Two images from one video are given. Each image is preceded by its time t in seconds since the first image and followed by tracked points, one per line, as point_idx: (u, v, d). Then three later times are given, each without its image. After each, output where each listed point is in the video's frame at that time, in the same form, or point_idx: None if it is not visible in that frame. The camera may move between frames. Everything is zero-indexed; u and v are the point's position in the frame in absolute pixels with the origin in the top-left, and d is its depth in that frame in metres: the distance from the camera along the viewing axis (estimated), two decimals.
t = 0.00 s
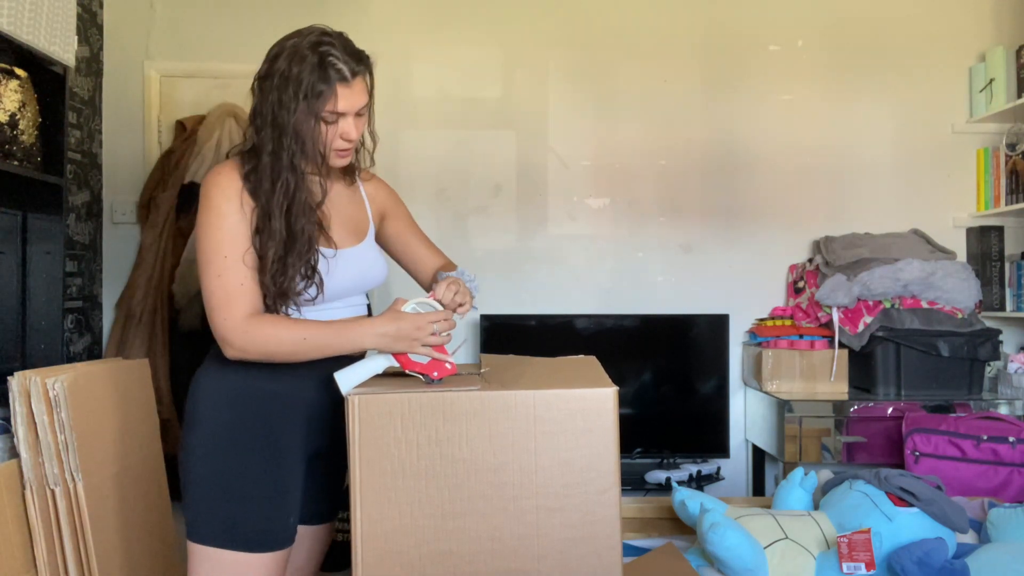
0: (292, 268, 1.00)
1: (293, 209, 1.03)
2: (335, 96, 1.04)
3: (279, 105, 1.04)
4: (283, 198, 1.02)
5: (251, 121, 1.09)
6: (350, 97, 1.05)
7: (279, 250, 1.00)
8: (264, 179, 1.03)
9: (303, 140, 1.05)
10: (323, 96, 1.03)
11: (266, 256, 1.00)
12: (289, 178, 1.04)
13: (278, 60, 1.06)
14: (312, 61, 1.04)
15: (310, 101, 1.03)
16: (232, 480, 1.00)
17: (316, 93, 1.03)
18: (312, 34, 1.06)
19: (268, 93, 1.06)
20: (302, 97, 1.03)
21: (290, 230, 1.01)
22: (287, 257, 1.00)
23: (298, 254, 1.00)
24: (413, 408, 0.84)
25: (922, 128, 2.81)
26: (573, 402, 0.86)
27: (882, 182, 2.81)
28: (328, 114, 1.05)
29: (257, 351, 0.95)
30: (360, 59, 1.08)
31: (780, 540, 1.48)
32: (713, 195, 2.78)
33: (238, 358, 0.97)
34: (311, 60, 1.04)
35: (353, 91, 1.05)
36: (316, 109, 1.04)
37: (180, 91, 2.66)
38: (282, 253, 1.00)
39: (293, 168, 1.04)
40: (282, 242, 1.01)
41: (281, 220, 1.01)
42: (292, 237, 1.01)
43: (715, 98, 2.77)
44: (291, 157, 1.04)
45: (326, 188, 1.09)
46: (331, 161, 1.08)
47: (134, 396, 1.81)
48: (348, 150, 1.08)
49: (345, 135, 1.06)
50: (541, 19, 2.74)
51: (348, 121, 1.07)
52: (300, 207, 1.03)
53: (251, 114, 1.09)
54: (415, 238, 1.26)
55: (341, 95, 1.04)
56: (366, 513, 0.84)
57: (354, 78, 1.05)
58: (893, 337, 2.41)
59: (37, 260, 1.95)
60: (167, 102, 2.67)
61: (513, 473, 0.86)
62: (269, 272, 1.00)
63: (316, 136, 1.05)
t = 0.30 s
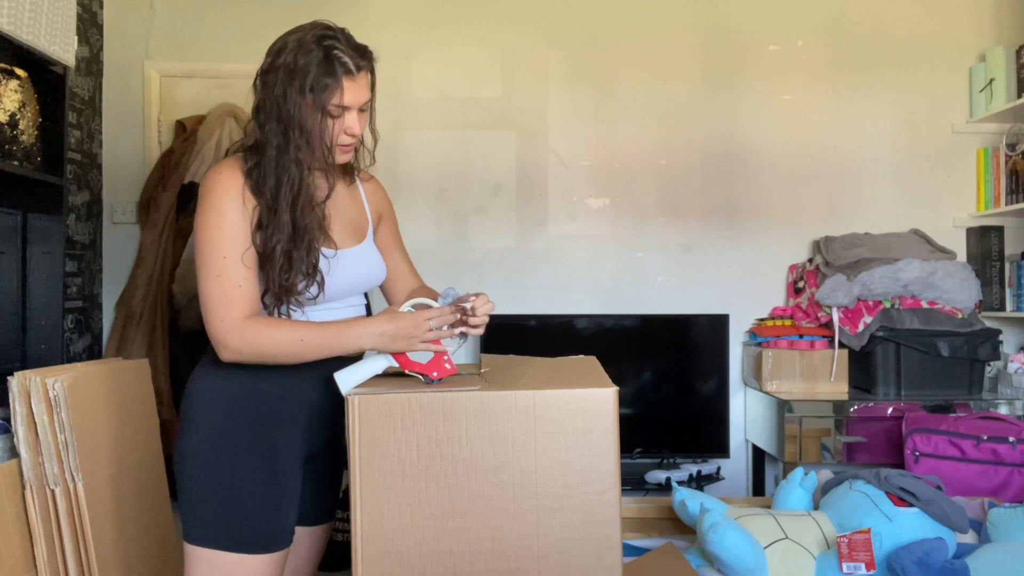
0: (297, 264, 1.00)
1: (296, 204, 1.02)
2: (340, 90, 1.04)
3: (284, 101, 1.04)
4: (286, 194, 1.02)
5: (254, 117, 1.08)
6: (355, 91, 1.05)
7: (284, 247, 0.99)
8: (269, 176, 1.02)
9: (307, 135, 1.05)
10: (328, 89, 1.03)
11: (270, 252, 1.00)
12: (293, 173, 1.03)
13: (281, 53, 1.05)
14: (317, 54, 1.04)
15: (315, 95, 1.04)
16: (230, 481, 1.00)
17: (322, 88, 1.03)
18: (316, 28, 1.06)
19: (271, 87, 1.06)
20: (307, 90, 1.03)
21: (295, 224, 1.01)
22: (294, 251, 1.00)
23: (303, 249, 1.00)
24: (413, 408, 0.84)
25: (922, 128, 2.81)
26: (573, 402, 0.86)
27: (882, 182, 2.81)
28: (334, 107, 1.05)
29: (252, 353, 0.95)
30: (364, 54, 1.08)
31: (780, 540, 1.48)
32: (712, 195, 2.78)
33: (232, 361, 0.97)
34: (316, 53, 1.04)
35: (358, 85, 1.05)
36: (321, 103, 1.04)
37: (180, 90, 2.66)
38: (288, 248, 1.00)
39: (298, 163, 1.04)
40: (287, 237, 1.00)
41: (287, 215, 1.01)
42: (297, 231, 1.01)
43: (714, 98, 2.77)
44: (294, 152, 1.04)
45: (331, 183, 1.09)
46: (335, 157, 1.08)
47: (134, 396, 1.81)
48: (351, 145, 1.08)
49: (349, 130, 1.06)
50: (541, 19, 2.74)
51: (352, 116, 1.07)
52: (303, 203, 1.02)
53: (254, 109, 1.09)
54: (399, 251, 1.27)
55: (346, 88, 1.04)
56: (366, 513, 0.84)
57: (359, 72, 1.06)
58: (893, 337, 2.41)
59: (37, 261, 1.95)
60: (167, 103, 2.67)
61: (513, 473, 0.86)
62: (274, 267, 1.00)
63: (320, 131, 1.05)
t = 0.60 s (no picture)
0: (297, 259, 0.99)
1: (296, 199, 1.01)
2: (344, 83, 1.04)
3: (285, 92, 1.02)
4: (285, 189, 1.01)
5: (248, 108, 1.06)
6: (355, 85, 1.05)
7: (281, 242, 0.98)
8: (267, 170, 1.01)
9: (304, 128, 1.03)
10: (330, 82, 1.02)
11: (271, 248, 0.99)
12: (294, 167, 1.02)
13: (281, 43, 1.03)
14: (320, 46, 1.02)
15: (318, 87, 1.02)
16: (226, 483, 0.99)
17: (326, 80, 1.02)
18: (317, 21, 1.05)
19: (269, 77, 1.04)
20: (309, 82, 1.02)
21: (297, 219, 1.00)
22: (297, 246, 0.99)
23: (305, 244, 0.99)
24: (413, 407, 0.84)
25: (922, 128, 2.81)
26: (572, 401, 0.86)
27: (882, 182, 2.81)
28: (336, 101, 1.04)
29: (229, 357, 0.94)
30: (364, 49, 1.08)
31: (780, 540, 1.48)
32: (712, 196, 2.78)
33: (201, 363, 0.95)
34: (319, 45, 1.03)
35: (359, 80, 1.05)
36: (325, 96, 1.03)
37: (181, 90, 2.66)
38: (290, 243, 0.99)
39: (298, 156, 1.03)
40: (289, 232, 0.99)
41: (289, 210, 1.00)
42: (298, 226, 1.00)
43: (714, 98, 2.78)
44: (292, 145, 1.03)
45: (329, 178, 1.08)
46: (333, 151, 1.08)
47: (134, 396, 1.81)
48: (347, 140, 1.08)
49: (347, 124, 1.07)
50: (541, 19, 2.74)
51: (351, 110, 1.07)
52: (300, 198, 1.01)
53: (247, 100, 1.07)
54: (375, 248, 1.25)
55: (349, 83, 1.04)
56: (366, 513, 0.84)
57: (360, 67, 1.06)
58: (893, 337, 2.41)
59: (37, 261, 1.95)
60: (167, 103, 2.67)
61: (513, 472, 0.86)
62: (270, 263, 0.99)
63: (317, 124, 1.05)
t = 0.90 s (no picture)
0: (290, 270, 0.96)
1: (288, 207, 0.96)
2: (344, 90, 0.99)
3: (282, 94, 0.96)
4: (277, 197, 0.96)
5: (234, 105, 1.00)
6: (353, 91, 1.01)
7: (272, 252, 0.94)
8: (259, 174, 0.95)
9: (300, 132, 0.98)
10: (331, 87, 0.98)
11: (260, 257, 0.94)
12: (288, 173, 0.97)
13: (277, 40, 0.98)
14: (321, 49, 0.97)
15: (318, 92, 0.97)
16: (218, 491, 0.95)
17: (327, 86, 0.97)
18: (315, 20, 1.00)
19: (263, 75, 0.97)
20: (308, 86, 0.97)
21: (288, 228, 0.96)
22: (288, 257, 0.95)
23: (297, 254, 0.96)
24: (413, 407, 0.84)
25: (922, 129, 2.81)
26: (572, 401, 0.86)
27: (882, 182, 2.81)
28: (334, 107, 1.00)
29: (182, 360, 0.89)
30: (362, 53, 1.04)
31: (780, 540, 1.48)
32: (713, 196, 2.78)
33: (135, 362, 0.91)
34: (320, 47, 0.97)
35: (358, 87, 1.01)
36: (324, 102, 0.98)
37: (181, 91, 2.66)
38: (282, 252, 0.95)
39: (293, 162, 0.98)
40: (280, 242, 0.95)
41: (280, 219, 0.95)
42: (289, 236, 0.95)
43: (714, 98, 2.78)
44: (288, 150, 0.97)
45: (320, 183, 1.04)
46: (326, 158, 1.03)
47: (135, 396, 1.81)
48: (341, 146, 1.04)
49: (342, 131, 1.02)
50: (541, 19, 2.74)
51: (347, 116, 1.03)
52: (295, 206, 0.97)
53: (234, 96, 1.00)
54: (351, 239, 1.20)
55: (349, 89, 1.00)
56: (366, 512, 0.84)
57: (360, 73, 1.01)
58: (893, 337, 2.41)
59: (38, 260, 1.95)
60: (167, 103, 2.67)
61: (513, 472, 0.86)
62: (259, 271, 0.95)
63: (312, 129, 1.00)
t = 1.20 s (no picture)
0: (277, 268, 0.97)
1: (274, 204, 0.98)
2: (331, 85, 1.00)
3: (270, 89, 0.96)
4: (262, 194, 0.97)
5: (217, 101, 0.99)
6: (338, 87, 1.02)
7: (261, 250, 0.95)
8: (245, 171, 0.96)
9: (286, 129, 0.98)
10: (316, 83, 0.98)
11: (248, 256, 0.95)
12: (275, 171, 0.98)
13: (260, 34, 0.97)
14: (306, 44, 0.97)
15: (304, 88, 0.97)
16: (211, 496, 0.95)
17: (315, 82, 0.98)
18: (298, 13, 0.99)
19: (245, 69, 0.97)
20: (293, 82, 0.97)
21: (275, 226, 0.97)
22: (277, 254, 0.97)
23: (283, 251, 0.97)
24: (413, 407, 0.84)
25: (922, 129, 2.81)
26: (572, 401, 0.86)
27: (882, 182, 2.81)
28: (322, 102, 1.00)
29: (245, 361, 0.92)
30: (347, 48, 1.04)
31: (781, 540, 1.48)
32: (713, 196, 2.78)
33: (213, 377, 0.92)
34: (304, 42, 0.97)
35: (341, 83, 1.01)
36: (312, 98, 0.98)
37: (181, 91, 2.66)
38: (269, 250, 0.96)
39: (280, 159, 0.98)
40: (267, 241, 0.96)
41: (268, 217, 0.97)
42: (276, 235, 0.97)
43: (715, 98, 2.78)
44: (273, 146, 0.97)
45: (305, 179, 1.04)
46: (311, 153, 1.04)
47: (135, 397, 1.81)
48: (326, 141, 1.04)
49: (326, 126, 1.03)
50: (541, 19, 2.74)
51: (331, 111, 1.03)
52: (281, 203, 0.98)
53: (216, 90, 0.99)
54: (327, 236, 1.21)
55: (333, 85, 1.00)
56: (366, 513, 0.84)
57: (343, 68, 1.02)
58: (893, 337, 2.41)
59: (38, 260, 1.95)
60: (167, 103, 2.67)
61: (513, 472, 0.86)
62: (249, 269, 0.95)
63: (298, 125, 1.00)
